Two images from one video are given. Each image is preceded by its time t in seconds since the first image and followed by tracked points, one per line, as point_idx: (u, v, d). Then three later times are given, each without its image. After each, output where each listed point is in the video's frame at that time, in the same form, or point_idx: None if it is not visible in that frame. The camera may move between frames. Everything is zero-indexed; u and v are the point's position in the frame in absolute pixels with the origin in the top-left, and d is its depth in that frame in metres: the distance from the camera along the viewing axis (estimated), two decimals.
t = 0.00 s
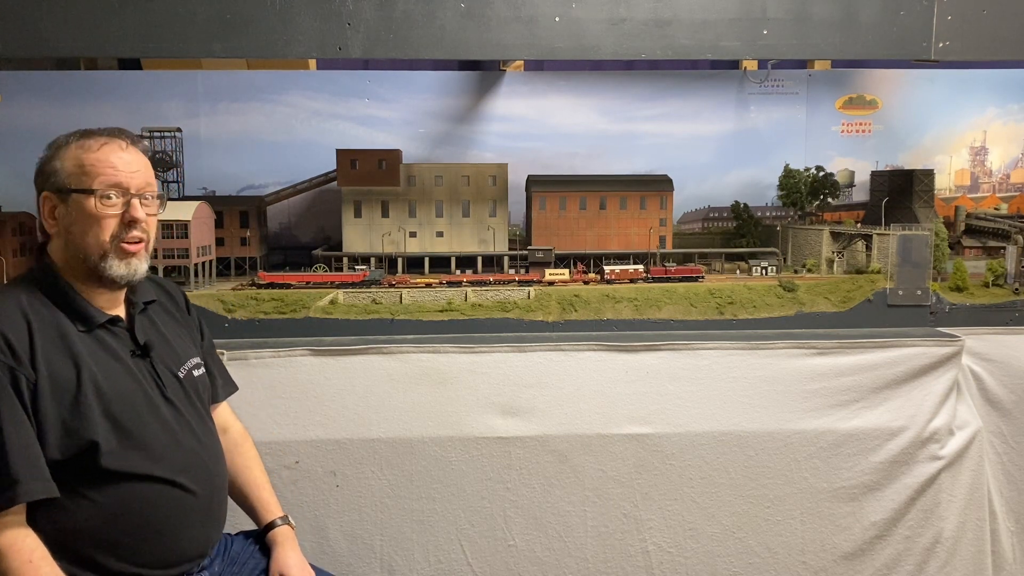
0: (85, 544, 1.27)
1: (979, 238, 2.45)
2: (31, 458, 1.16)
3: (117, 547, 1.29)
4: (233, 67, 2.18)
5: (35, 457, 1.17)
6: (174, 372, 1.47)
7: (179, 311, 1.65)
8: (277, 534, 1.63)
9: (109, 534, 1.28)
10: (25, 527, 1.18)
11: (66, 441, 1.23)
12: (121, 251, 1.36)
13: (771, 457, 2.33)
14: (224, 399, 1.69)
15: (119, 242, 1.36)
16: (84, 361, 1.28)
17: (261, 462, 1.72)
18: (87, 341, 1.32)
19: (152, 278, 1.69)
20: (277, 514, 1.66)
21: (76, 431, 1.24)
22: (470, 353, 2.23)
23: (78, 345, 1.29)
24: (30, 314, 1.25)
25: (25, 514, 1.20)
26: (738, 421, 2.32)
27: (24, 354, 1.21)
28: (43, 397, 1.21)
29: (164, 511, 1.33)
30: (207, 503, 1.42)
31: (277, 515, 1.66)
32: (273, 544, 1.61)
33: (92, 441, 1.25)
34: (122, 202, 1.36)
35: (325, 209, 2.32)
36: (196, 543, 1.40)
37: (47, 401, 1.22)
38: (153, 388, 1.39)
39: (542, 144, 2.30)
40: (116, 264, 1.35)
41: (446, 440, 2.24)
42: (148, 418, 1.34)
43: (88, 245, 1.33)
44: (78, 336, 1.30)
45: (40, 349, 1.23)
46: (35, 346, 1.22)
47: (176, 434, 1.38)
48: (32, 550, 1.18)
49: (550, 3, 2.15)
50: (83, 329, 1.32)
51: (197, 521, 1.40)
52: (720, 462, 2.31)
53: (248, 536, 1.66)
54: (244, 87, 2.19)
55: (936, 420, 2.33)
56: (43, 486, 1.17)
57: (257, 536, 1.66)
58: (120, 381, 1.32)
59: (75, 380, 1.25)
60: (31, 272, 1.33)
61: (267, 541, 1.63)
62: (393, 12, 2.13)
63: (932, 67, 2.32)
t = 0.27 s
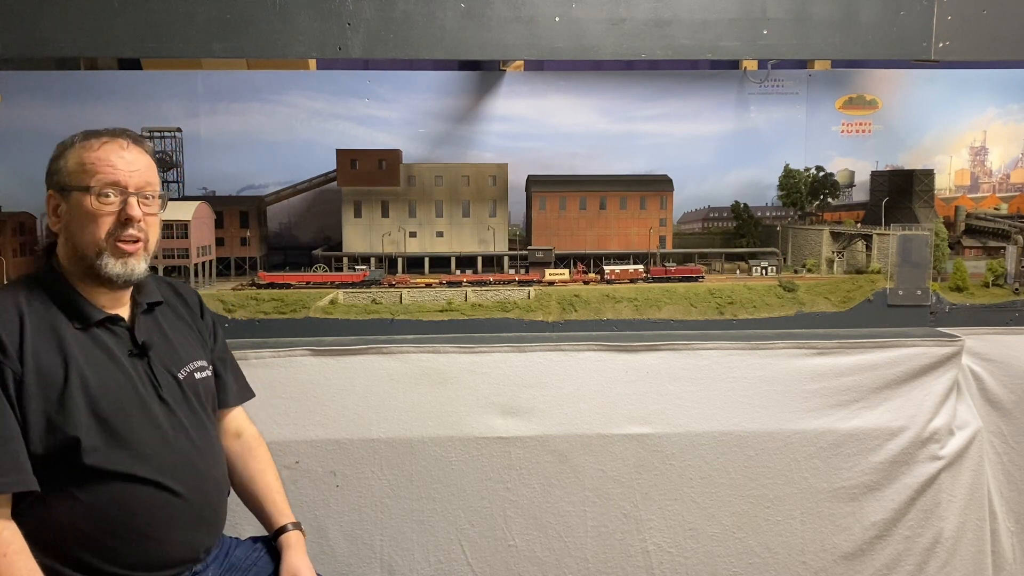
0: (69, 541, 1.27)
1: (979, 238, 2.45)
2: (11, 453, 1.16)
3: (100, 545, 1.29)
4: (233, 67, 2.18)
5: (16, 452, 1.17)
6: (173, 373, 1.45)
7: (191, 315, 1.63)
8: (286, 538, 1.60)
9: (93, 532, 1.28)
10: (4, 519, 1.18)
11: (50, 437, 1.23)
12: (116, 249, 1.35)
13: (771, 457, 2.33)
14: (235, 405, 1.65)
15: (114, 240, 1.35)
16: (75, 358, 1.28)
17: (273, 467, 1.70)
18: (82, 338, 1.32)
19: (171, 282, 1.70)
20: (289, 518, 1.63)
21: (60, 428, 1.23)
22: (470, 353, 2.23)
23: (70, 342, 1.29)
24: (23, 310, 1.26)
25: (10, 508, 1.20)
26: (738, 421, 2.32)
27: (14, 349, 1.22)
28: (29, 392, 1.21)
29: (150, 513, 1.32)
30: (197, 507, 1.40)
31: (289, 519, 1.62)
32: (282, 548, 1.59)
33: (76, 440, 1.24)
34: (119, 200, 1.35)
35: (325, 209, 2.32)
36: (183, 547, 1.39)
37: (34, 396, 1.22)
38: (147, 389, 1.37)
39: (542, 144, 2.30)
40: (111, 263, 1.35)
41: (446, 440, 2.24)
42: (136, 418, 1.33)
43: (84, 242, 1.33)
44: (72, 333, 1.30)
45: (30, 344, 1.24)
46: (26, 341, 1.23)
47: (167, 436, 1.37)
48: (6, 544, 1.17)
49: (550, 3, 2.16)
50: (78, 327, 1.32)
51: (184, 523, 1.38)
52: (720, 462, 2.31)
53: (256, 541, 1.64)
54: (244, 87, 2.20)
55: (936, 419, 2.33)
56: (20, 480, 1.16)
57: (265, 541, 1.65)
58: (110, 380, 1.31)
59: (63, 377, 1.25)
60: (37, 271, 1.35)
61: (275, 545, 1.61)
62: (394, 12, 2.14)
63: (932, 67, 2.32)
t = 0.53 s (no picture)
0: (60, 537, 1.27)
1: (979, 238, 2.45)
2: None
3: (90, 543, 1.28)
4: (233, 67, 2.18)
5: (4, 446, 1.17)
6: (173, 373, 1.44)
7: (202, 317, 1.62)
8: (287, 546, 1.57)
9: (83, 528, 1.27)
10: None
11: (41, 432, 1.23)
12: (119, 250, 1.35)
13: (771, 457, 2.33)
14: (244, 409, 1.63)
15: (118, 241, 1.35)
16: (72, 355, 1.28)
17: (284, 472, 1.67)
18: (82, 335, 1.32)
19: (190, 283, 1.70)
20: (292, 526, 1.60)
21: (52, 423, 1.24)
22: (469, 353, 2.23)
23: (70, 338, 1.30)
24: (25, 305, 1.28)
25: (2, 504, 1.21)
26: (738, 421, 2.32)
27: (13, 343, 1.23)
28: (24, 386, 1.22)
29: (140, 512, 1.31)
30: (190, 508, 1.38)
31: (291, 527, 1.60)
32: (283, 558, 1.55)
33: (66, 436, 1.24)
34: (125, 201, 1.35)
35: (325, 209, 2.32)
36: (174, 549, 1.37)
37: (29, 390, 1.23)
38: (143, 388, 1.36)
39: (542, 144, 2.30)
40: (113, 263, 1.35)
41: (446, 441, 2.24)
42: (131, 416, 1.32)
43: (88, 242, 1.34)
44: (72, 329, 1.31)
45: (29, 339, 1.25)
46: (24, 336, 1.24)
47: (161, 436, 1.36)
48: None
49: (550, 3, 2.16)
50: (80, 324, 1.33)
51: (176, 524, 1.36)
52: (720, 462, 2.31)
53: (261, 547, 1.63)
54: (244, 87, 2.19)
55: (936, 419, 2.33)
56: (6, 473, 1.16)
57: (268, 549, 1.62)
58: (107, 377, 1.31)
59: (58, 372, 1.26)
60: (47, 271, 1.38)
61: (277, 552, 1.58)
62: (393, 12, 2.13)
63: (932, 67, 2.32)
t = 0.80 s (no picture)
0: (54, 535, 1.27)
1: (979, 238, 2.45)
2: None
3: (84, 542, 1.28)
4: (233, 67, 2.18)
5: None
6: (175, 375, 1.43)
7: (210, 320, 1.61)
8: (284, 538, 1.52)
9: (77, 527, 1.27)
10: None
11: (36, 431, 1.23)
12: (132, 251, 1.35)
13: (771, 457, 2.33)
14: (251, 413, 1.62)
15: (132, 242, 1.35)
16: (71, 354, 1.28)
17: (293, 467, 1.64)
18: (83, 335, 1.32)
19: (202, 286, 1.70)
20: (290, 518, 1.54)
21: (48, 422, 1.23)
22: (469, 353, 2.23)
23: (70, 338, 1.29)
24: (27, 303, 1.28)
25: None
26: (738, 421, 2.32)
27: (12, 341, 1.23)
28: (20, 385, 1.22)
29: (135, 513, 1.31)
30: (185, 511, 1.38)
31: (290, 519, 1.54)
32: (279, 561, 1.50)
33: (61, 436, 1.24)
34: (141, 203, 1.35)
35: (325, 209, 2.32)
36: (167, 551, 1.36)
37: (25, 389, 1.23)
38: (143, 389, 1.36)
39: (542, 144, 2.30)
40: (125, 263, 1.34)
41: (446, 441, 2.24)
42: (127, 417, 1.32)
43: (102, 242, 1.33)
44: (74, 329, 1.31)
45: (29, 337, 1.25)
46: (24, 334, 1.24)
47: (158, 437, 1.35)
48: None
49: (550, 3, 2.16)
50: (82, 324, 1.33)
51: (170, 527, 1.36)
52: (720, 462, 2.31)
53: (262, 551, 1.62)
54: (244, 87, 2.20)
55: (936, 419, 2.33)
56: None
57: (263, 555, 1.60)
58: (105, 378, 1.31)
59: (56, 372, 1.26)
60: (54, 270, 1.38)
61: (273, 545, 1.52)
62: (393, 12, 2.14)
63: (932, 67, 2.33)
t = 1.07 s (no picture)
0: (54, 536, 1.27)
1: (979, 238, 2.45)
2: None
3: (84, 543, 1.29)
4: (233, 67, 2.17)
5: None
6: (177, 377, 1.43)
7: (215, 322, 1.62)
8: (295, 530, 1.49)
9: (76, 528, 1.28)
10: None
11: (36, 433, 1.24)
12: (144, 253, 1.35)
13: (771, 457, 2.33)
14: (256, 416, 1.61)
15: (145, 244, 1.35)
16: (72, 356, 1.29)
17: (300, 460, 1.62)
18: (84, 337, 1.33)
19: (207, 288, 1.70)
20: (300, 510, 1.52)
21: (47, 424, 1.24)
22: (469, 353, 2.23)
23: (71, 340, 1.30)
24: (30, 305, 1.30)
25: None
26: (738, 421, 2.32)
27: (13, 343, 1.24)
28: (21, 386, 1.23)
29: (134, 514, 1.31)
30: (185, 513, 1.37)
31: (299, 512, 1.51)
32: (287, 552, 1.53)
33: (61, 438, 1.24)
34: (155, 206, 1.36)
35: (325, 209, 2.32)
36: (167, 553, 1.36)
37: (25, 391, 1.24)
38: (144, 390, 1.36)
39: (542, 144, 2.30)
40: (140, 266, 1.34)
41: (446, 440, 2.24)
42: (127, 419, 1.32)
43: (114, 244, 1.33)
44: (75, 331, 1.32)
45: (29, 339, 1.26)
46: (25, 336, 1.26)
47: (158, 439, 1.35)
48: None
49: (550, 3, 2.15)
50: (84, 325, 1.33)
51: (170, 529, 1.36)
52: (720, 462, 2.31)
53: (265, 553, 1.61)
54: (244, 87, 2.19)
55: (936, 419, 2.33)
56: None
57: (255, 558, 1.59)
58: (105, 380, 1.31)
59: (56, 373, 1.26)
60: (57, 271, 1.38)
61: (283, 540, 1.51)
62: (393, 12, 2.13)
63: (932, 67, 2.33)
